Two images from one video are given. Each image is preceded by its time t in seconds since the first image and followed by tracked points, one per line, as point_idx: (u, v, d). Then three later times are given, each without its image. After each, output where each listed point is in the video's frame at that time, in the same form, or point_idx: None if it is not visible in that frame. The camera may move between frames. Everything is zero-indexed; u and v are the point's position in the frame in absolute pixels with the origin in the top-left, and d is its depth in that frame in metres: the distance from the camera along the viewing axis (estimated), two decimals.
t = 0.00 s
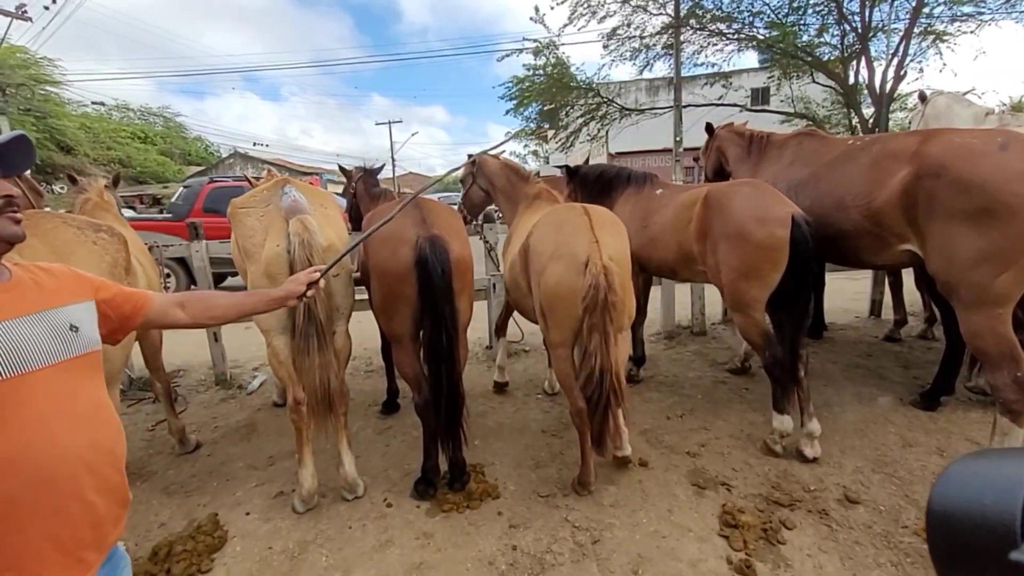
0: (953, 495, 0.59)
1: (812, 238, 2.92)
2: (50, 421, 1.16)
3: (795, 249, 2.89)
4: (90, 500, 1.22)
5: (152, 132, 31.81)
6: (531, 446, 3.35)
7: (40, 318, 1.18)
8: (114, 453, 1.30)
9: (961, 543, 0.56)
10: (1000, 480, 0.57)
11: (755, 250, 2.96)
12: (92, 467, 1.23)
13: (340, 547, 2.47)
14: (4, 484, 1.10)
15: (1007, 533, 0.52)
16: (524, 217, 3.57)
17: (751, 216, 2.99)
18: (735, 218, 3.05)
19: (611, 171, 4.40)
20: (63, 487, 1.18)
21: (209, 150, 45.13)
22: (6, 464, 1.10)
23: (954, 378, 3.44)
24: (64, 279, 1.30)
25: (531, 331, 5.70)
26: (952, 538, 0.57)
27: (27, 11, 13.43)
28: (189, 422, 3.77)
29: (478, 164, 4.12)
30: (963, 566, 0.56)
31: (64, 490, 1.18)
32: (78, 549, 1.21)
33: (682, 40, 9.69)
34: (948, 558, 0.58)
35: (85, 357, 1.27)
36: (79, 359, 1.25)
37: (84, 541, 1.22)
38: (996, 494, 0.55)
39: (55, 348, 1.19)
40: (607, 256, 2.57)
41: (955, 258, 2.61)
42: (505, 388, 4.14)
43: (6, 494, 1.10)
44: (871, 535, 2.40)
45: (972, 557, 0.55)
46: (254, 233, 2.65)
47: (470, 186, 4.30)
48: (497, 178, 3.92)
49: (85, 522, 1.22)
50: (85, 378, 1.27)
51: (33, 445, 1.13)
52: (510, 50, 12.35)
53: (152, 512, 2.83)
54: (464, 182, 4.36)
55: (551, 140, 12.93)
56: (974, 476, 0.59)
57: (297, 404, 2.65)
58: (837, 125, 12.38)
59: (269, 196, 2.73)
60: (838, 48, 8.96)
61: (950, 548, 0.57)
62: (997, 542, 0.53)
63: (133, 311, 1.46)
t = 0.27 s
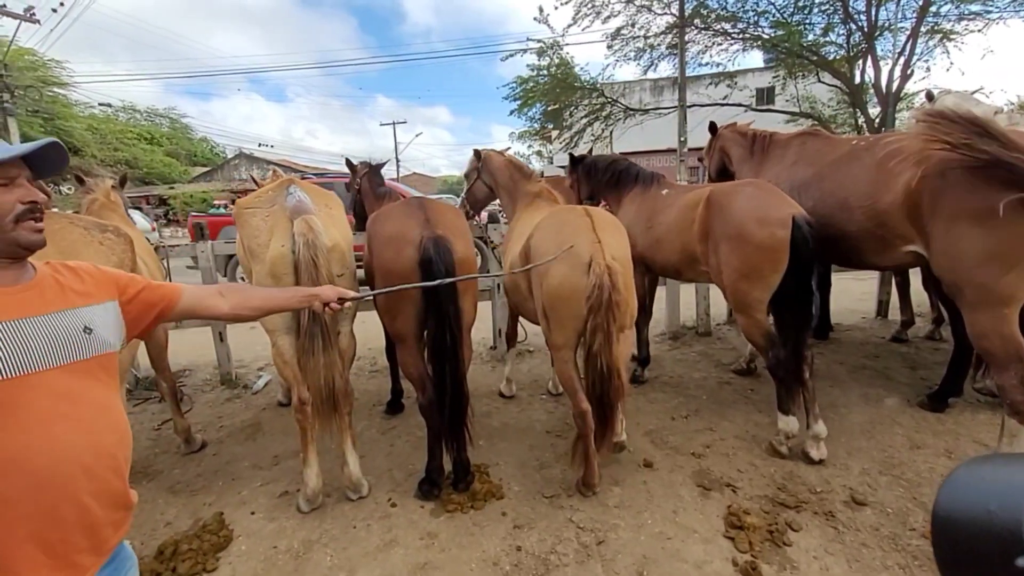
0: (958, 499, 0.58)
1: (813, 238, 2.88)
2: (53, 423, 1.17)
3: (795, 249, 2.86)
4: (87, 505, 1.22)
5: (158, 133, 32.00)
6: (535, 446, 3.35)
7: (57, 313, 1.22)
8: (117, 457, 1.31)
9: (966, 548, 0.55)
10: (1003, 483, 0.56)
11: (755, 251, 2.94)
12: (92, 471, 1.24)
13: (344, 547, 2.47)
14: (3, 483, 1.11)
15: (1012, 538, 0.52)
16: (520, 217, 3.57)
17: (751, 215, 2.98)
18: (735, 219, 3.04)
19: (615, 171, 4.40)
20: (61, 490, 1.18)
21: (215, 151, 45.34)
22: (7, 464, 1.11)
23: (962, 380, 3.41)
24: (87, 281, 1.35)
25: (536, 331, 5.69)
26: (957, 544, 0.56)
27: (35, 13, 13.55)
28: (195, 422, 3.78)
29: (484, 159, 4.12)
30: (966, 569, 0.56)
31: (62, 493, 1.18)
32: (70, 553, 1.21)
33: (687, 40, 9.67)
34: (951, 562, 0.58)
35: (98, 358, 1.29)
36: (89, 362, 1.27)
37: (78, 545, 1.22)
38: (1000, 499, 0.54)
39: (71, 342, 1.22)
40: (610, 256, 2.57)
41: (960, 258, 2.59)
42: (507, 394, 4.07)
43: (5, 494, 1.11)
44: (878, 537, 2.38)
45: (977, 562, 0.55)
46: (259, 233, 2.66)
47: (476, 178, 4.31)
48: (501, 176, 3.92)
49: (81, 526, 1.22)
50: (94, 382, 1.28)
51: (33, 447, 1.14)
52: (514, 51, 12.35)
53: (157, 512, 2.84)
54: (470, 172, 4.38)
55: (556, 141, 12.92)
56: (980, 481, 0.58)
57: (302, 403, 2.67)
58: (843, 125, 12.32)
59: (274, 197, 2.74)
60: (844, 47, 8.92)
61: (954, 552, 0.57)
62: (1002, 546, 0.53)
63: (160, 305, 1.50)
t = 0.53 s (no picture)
0: (961, 501, 0.59)
1: (815, 238, 2.88)
2: (63, 423, 1.18)
3: (797, 249, 2.86)
4: (97, 502, 1.24)
5: (163, 135, 32.18)
6: (538, 446, 3.35)
7: (62, 316, 1.24)
8: (124, 455, 1.32)
9: (971, 551, 0.56)
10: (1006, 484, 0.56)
11: (757, 250, 2.94)
12: (100, 470, 1.25)
13: (349, 546, 2.49)
14: (13, 485, 1.11)
15: (1013, 540, 0.52)
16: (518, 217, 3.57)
17: (753, 215, 2.98)
18: (737, 219, 3.04)
19: (617, 171, 4.41)
20: (70, 489, 1.19)
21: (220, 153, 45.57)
22: (16, 465, 1.12)
23: (966, 380, 3.40)
24: (90, 285, 1.37)
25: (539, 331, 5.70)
26: (961, 544, 0.57)
27: (42, 16, 13.66)
28: (201, 421, 3.81)
29: (487, 157, 4.13)
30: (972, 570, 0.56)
31: (72, 492, 1.19)
32: (84, 550, 1.23)
33: (690, 40, 9.67)
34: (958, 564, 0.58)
35: (102, 359, 1.30)
36: (93, 364, 1.27)
37: (89, 542, 1.24)
38: (1003, 501, 0.54)
39: (76, 344, 1.23)
40: (609, 255, 2.58)
41: (963, 258, 2.58)
42: (510, 394, 4.08)
43: (16, 494, 1.12)
44: (882, 537, 2.38)
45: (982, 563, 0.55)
46: (264, 234, 2.67)
47: (480, 174, 4.33)
48: (502, 175, 3.93)
49: (95, 524, 1.24)
50: (99, 382, 1.29)
51: (41, 448, 1.15)
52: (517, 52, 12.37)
53: (164, 510, 2.86)
54: (475, 170, 4.39)
55: (559, 141, 12.93)
56: (985, 482, 0.58)
57: (306, 404, 2.67)
58: (847, 125, 12.28)
59: (277, 198, 2.76)
60: (848, 46, 8.89)
61: (959, 552, 0.57)
62: (1004, 545, 0.53)
63: (153, 325, 1.52)
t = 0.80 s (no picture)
0: (965, 509, 0.59)
1: (824, 238, 2.88)
2: (75, 417, 1.20)
3: (806, 248, 2.86)
4: (112, 496, 1.25)
5: (169, 135, 32.35)
6: (542, 444, 3.37)
7: (67, 315, 1.25)
8: (132, 450, 1.33)
9: (978, 558, 0.56)
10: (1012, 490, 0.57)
11: (764, 249, 2.95)
12: (113, 465, 1.26)
13: (354, 542, 2.50)
14: (32, 481, 1.12)
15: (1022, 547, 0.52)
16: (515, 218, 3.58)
17: (760, 214, 2.99)
18: (743, 217, 3.05)
19: (622, 170, 4.42)
20: (86, 483, 1.20)
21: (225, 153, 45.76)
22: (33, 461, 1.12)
23: (972, 380, 3.39)
24: (83, 288, 1.38)
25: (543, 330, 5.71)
26: (964, 553, 0.58)
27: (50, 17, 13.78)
28: (207, 418, 3.84)
29: (489, 156, 4.14)
30: None
31: (90, 485, 1.21)
32: (105, 543, 1.24)
33: (695, 39, 9.66)
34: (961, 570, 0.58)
35: (103, 359, 1.31)
36: (97, 361, 1.29)
37: (107, 536, 1.25)
38: (1008, 507, 0.55)
39: (83, 343, 1.25)
40: (611, 250, 2.60)
41: (968, 257, 2.58)
42: (514, 393, 4.09)
43: (36, 490, 1.13)
44: (886, 536, 2.38)
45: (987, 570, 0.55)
46: (270, 233, 2.69)
47: (483, 173, 4.35)
48: (502, 173, 3.93)
49: (113, 515, 1.25)
50: (102, 378, 1.31)
51: (56, 442, 1.16)
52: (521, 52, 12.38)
53: (171, 506, 2.88)
54: (478, 169, 4.40)
55: (563, 141, 12.94)
56: (987, 488, 0.59)
57: (312, 401, 2.69)
58: (853, 125, 12.23)
59: (283, 197, 2.78)
60: (853, 46, 8.86)
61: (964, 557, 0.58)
62: (1010, 554, 0.53)
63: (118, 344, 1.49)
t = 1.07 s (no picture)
0: (965, 504, 0.55)
1: (823, 240, 2.87)
2: (101, 413, 1.22)
3: (806, 249, 2.85)
4: (141, 487, 1.29)
5: (175, 136, 32.52)
6: (549, 444, 3.38)
7: (78, 318, 1.24)
8: (150, 444, 1.36)
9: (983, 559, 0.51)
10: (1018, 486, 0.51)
11: (765, 250, 2.95)
12: (139, 458, 1.30)
13: (364, 540, 2.52)
14: (71, 478, 1.14)
15: None
16: (520, 218, 3.59)
17: (761, 215, 2.99)
18: (750, 217, 3.06)
19: (628, 171, 4.43)
20: (118, 478, 1.23)
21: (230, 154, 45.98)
22: (71, 460, 1.14)
23: (980, 381, 3.38)
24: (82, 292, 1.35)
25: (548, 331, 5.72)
26: (967, 550, 0.53)
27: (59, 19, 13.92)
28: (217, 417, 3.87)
29: (496, 157, 4.15)
30: None
31: (121, 478, 1.24)
32: (137, 532, 1.28)
33: (699, 40, 9.66)
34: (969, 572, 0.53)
35: (111, 360, 1.32)
36: (108, 360, 1.30)
37: (140, 525, 1.29)
38: (1011, 504, 0.50)
39: (94, 347, 1.24)
40: (619, 250, 2.61)
41: (977, 258, 2.58)
42: (521, 393, 4.11)
43: (73, 487, 1.14)
44: (895, 537, 2.38)
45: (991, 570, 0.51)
46: (281, 233, 2.71)
47: (490, 174, 4.37)
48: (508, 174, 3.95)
49: (140, 505, 1.29)
50: (115, 376, 1.33)
51: (87, 439, 1.18)
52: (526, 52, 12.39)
53: (182, 504, 2.91)
54: (487, 171, 4.41)
55: (567, 142, 12.95)
56: (990, 484, 0.54)
57: (322, 400, 2.71)
58: (858, 124, 12.20)
59: (294, 198, 2.80)
60: (859, 45, 8.84)
61: (970, 556, 0.53)
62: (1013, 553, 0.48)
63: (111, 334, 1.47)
